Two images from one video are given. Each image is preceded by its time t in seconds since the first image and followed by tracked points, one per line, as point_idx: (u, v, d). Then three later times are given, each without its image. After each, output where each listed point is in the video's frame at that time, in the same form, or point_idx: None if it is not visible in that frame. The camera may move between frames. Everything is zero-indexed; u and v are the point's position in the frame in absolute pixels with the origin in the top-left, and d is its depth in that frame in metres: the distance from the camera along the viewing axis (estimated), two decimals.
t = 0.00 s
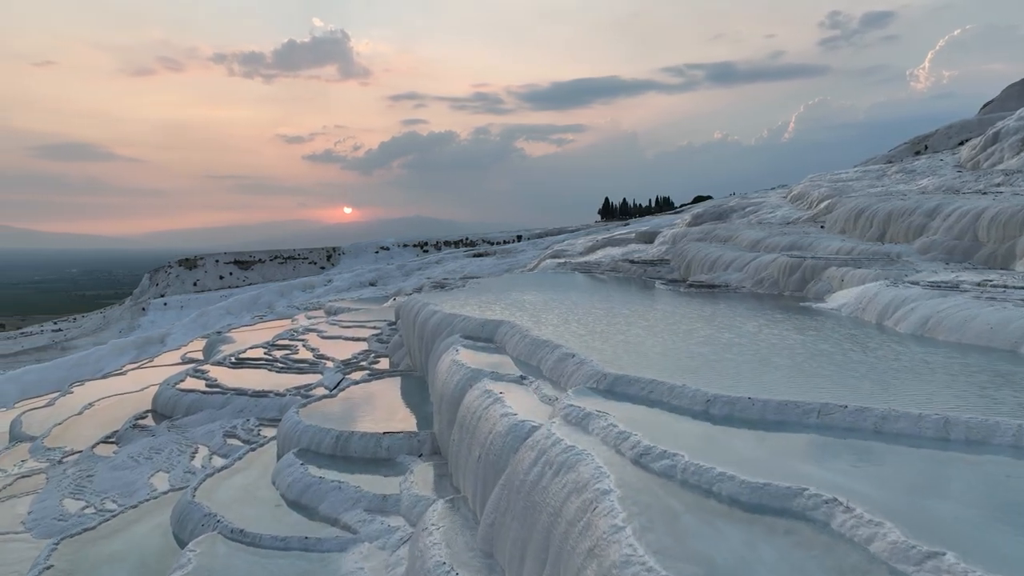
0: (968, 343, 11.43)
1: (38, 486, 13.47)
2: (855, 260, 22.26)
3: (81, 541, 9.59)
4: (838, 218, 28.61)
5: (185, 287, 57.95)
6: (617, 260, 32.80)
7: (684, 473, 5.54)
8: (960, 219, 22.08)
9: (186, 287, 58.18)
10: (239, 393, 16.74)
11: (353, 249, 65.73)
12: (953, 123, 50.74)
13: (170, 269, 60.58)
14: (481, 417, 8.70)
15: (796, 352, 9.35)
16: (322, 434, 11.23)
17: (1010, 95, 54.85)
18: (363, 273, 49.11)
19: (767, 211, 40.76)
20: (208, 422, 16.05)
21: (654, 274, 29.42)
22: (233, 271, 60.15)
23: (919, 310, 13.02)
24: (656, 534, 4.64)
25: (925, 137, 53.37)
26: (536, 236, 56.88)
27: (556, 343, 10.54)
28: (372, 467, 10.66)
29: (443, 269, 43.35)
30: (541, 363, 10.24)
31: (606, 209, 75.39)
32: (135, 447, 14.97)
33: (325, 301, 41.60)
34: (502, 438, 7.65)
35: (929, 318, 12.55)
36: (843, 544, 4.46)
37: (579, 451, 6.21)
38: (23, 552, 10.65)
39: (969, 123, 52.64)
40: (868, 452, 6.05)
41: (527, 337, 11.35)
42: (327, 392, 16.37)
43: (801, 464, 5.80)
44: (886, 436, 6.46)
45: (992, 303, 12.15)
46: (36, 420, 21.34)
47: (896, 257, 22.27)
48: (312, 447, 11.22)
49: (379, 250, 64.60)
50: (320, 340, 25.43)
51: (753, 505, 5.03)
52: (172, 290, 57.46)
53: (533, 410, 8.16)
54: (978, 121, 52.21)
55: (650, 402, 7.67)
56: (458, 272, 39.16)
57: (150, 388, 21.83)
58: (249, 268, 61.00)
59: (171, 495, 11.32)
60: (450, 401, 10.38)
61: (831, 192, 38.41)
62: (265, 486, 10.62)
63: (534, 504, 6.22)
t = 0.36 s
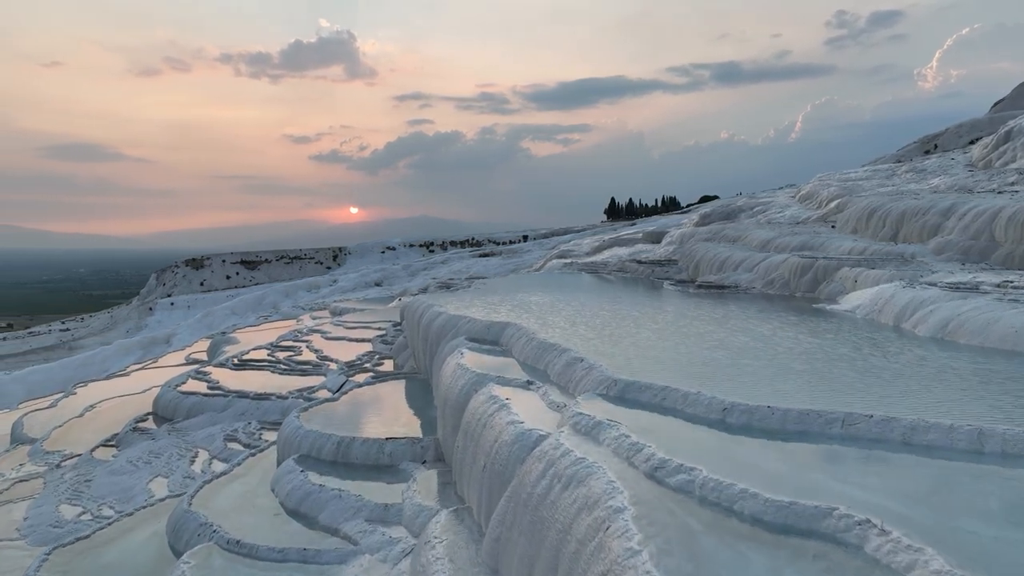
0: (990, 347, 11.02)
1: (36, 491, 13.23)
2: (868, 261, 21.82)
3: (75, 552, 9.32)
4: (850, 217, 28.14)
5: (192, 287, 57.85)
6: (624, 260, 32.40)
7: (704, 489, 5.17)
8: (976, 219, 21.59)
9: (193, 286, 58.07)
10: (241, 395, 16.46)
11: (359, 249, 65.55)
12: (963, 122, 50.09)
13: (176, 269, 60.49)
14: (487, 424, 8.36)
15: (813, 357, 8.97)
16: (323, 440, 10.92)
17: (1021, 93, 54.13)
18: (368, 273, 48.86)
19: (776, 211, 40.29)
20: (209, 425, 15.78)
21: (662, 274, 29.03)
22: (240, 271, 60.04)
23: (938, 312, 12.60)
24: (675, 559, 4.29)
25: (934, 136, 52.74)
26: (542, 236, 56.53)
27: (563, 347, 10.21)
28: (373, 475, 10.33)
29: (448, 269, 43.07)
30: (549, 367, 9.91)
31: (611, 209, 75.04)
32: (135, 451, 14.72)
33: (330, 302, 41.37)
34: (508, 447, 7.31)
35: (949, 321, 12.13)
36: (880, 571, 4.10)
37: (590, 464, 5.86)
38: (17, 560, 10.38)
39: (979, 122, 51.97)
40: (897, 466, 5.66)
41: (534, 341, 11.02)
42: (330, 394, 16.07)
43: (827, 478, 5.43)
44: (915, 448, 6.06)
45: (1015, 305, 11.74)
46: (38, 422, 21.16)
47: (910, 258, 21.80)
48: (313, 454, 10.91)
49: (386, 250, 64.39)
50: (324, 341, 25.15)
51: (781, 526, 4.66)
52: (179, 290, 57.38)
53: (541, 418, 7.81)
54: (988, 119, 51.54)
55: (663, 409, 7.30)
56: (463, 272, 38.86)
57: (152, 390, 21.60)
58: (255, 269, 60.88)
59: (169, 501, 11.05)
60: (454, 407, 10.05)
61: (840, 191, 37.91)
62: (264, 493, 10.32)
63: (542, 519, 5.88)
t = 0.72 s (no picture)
0: (1015, 352, 10.61)
1: (33, 496, 13.00)
2: (881, 261, 21.36)
3: (67, 561, 9.05)
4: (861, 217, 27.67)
5: (198, 287, 57.71)
6: (632, 260, 31.99)
7: (726, 508, 4.82)
8: (993, 219, 21.09)
9: (199, 286, 57.94)
10: (242, 398, 16.19)
11: (365, 249, 65.34)
12: (973, 121, 49.44)
13: (183, 269, 60.38)
14: (492, 431, 8.02)
15: (833, 362, 8.58)
16: (324, 446, 10.60)
17: None
18: (374, 273, 48.61)
19: (785, 211, 39.81)
20: (209, 428, 15.51)
21: (670, 275, 28.62)
22: (246, 271, 59.89)
23: (959, 315, 12.18)
24: None
25: (944, 135, 52.09)
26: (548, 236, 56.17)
27: (571, 350, 9.86)
28: (375, 482, 10.01)
29: (454, 269, 42.76)
30: (557, 372, 9.56)
31: (618, 210, 74.63)
32: (134, 455, 14.46)
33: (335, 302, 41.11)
34: (514, 456, 6.98)
35: (971, 324, 11.71)
36: None
37: (602, 479, 5.51)
38: (10, 569, 10.14)
39: (989, 121, 51.29)
40: (931, 481, 5.28)
41: (541, 344, 10.67)
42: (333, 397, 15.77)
43: (857, 495, 5.06)
44: (948, 461, 5.67)
45: None
46: (40, 424, 20.97)
47: (925, 258, 21.34)
48: (313, 460, 10.60)
49: (391, 250, 64.13)
50: (328, 342, 24.87)
51: (810, 551, 4.31)
52: (185, 290, 57.28)
53: (548, 426, 7.47)
54: (999, 118, 50.86)
55: (677, 418, 6.95)
56: (469, 272, 38.55)
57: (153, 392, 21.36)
58: (261, 268, 60.74)
59: (166, 509, 10.77)
60: (459, 413, 9.71)
61: (850, 191, 37.39)
62: (262, 501, 10.03)
63: (550, 536, 5.54)
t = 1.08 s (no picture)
0: None
1: (29, 501, 12.76)
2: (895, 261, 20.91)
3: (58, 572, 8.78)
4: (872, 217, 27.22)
5: (204, 287, 57.59)
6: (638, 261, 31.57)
7: (749, 529, 4.47)
8: (1009, 218, 20.61)
9: (205, 286, 57.81)
10: (243, 401, 15.91)
11: (371, 249, 65.12)
12: (983, 120, 48.85)
13: (189, 269, 60.27)
14: (498, 439, 7.68)
15: (852, 368, 8.21)
16: (324, 452, 10.29)
17: None
18: (378, 273, 48.35)
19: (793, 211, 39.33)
20: (209, 432, 15.24)
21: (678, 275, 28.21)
22: (251, 271, 59.70)
23: (980, 318, 11.76)
24: None
25: (953, 134, 51.50)
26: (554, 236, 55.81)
27: (579, 354, 9.53)
28: (376, 490, 9.69)
29: (459, 269, 42.44)
30: (564, 377, 9.23)
31: (623, 210, 74.23)
32: (132, 459, 14.21)
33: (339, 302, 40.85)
34: (520, 467, 6.63)
35: (993, 328, 11.30)
36: None
37: (616, 494, 5.16)
38: None
39: (999, 120, 50.65)
40: (968, 499, 4.91)
41: (548, 347, 10.33)
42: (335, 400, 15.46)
43: (889, 514, 4.70)
44: (984, 476, 5.29)
45: None
46: (41, 425, 20.76)
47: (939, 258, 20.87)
48: (313, 466, 10.30)
49: (397, 250, 63.89)
50: (331, 343, 24.58)
51: None
52: (191, 289, 57.14)
53: (556, 435, 7.13)
54: (1009, 117, 50.23)
55: (692, 427, 6.60)
56: (473, 273, 38.23)
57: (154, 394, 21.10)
58: (267, 268, 60.57)
59: (161, 516, 10.48)
60: (463, 418, 9.38)
61: (860, 190, 36.89)
62: (260, 509, 9.73)
63: (560, 555, 5.19)
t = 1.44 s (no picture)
0: None
1: (25, 507, 12.53)
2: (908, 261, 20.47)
3: None
4: (884, 216, 26.75)
5: (210, 287, 57.44)
6: (644, 262, 31.15)
7: (774, 556, 4.13)
8: None
9: (210, 286, 57.68)
10: (244, 403, 15.63)
11: (376, 249, 64.89)
12: (993, 118, 48.24)
13: (195, 269, 60.12)
14: (503, 448, 7.35)
15: (874, 373, 7.85)
16: (323, 459, 9.97)
17: None
18: (383, 273, 48.08)
19: (801, 210, 38.87)
20: (209, 436, 14.96)
21: (685, 276, 27.82)
22: (257, 271, 59.51)
23: (1003, 321, 11.33)
24: None
25: (962, 132, 50.88)
26: (559, 236, 55.44)
27: (586, 358, 9.20)
28: (377, 499, 9.37)
29: (464, 270, 42.11)
30: (572, 382, 8.90)
31: (629, 210, 73.86)
32: (130, 463, 13.94)
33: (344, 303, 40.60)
34: (527, 479, 6.29)
35: (1017, 332, 10.87)
36: None
37: (629, 511, 4.82)
38: None
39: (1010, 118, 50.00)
40: (1012, 521, 4.53)
41: (555, 351, 10.00)
42: (336, 403, 15.16)
43: (926, 539, 4.33)
44: None
45: None
46: (41, 428, 20.53)
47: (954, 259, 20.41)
48: (312, 474, 9.99)
49: (402, 250, 63.65)
50: (334, 344, 24.28)
51: None
52: (197, 290, 57.03)
53: (564, 444, 6.79)
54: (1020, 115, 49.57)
55: (708, 438, 6.25)
56: (478, 273, 37.89)
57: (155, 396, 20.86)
58: (272, 268, 60.39)
59: (157, 525, 10.19)
60: (467, 425, 9.05)
61: (870, 189, 36.38)
62: (258, 518, 9.44)
63: None
